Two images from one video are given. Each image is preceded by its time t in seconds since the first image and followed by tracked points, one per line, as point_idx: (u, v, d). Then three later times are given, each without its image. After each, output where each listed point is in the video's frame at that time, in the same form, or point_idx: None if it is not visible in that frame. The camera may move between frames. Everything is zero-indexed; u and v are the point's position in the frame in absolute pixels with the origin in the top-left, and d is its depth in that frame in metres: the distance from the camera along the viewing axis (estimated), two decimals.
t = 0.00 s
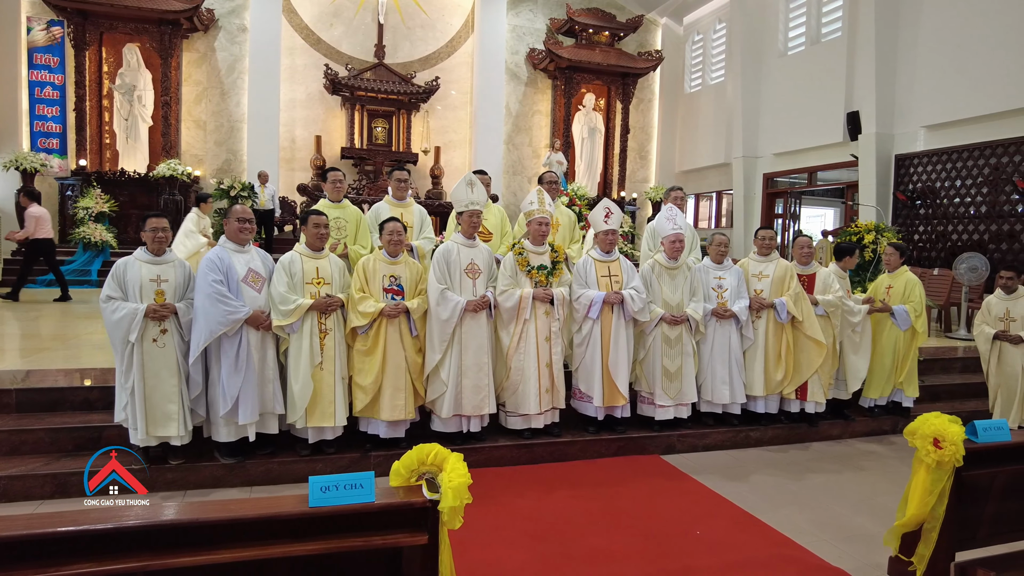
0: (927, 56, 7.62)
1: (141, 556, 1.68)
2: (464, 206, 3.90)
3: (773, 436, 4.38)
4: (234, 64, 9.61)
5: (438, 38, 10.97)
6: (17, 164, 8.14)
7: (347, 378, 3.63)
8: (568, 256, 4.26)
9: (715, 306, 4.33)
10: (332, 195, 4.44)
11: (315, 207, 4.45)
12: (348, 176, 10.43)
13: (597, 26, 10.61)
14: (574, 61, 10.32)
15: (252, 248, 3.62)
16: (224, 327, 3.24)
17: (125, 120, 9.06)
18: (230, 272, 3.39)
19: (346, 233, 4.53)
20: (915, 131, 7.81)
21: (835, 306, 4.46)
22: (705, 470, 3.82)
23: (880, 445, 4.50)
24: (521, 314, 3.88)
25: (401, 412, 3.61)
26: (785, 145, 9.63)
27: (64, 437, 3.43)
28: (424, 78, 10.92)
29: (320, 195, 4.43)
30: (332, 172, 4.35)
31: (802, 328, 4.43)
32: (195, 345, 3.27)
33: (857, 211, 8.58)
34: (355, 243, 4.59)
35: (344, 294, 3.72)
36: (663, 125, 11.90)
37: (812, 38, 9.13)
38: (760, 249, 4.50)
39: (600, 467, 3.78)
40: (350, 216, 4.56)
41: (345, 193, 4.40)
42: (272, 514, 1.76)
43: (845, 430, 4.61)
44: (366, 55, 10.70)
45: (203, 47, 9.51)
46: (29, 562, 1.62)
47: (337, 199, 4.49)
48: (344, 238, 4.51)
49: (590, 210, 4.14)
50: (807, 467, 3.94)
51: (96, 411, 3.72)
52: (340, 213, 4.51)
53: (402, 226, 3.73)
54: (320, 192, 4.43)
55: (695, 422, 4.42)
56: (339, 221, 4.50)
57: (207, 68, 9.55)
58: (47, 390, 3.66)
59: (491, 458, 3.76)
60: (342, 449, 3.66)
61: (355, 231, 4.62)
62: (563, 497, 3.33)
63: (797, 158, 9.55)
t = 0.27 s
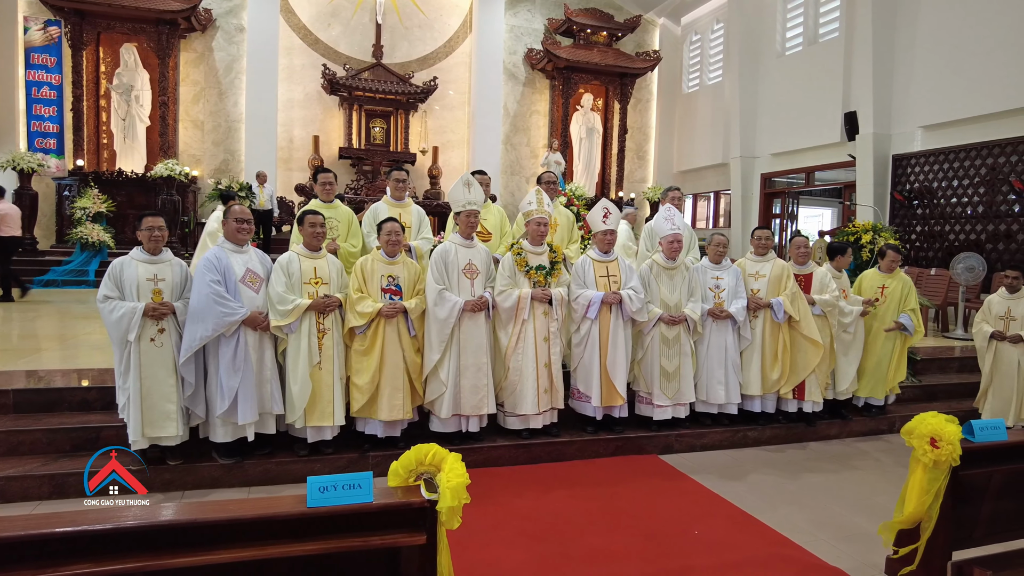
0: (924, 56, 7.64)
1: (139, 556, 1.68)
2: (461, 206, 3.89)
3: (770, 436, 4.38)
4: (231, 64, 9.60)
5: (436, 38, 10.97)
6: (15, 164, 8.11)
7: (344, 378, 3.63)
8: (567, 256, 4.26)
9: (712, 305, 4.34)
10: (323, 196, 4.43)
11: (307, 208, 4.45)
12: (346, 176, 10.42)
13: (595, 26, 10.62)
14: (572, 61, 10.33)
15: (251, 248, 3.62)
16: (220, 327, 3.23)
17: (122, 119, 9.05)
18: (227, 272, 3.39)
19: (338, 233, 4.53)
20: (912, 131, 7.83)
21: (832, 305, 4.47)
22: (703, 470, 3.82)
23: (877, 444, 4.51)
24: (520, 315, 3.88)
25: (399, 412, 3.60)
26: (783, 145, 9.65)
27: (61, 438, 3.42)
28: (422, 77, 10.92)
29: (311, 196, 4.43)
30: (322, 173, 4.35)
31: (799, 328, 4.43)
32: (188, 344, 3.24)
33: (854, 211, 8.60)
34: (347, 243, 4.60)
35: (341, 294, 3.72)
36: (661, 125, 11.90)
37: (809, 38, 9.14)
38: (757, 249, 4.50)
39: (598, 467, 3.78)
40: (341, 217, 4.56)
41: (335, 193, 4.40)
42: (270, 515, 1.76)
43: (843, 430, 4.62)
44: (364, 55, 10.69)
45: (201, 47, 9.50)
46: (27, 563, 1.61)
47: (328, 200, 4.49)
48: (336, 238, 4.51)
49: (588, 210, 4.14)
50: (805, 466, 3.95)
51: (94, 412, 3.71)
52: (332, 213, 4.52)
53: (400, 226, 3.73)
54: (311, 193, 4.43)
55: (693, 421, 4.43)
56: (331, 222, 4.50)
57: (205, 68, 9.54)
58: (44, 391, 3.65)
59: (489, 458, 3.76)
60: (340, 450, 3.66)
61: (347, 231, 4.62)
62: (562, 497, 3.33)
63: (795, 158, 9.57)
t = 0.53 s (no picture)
0: (921, 56, 7.65)
1: (137, 557, 1.68)
2: (459, 206, 3.89)
3: (769, 435, 4.39)
4: (229, 64, 9.60)
5: (434, 38, 10.97)
6: (12, 164, 8.09)
7: (342, 378, 3.63)
8: (566, 256, 4.26)
9: (710, 305, 4.35)
10: (318, 195, 4.43)
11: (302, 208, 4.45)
12: (344, 176, 10.40)
13: (593, 26, 10.62)
14: (570, 61, 10.35)
15: (249, 249, 3.62)
16: (218, 328, 3.23)
17: (120, 119, 9.03)
18: (225, 273, 3.39)
19: (334, 233, 4.53)
20: (910, 131, 7.84)
21: (829, 305, 4.47)
22: (702, 470, 3.83)
23: (875, 444, 4.51)
24: (519, 315, 3.88)
25: (398, 412, 3.60)
26: (781, 145, 9.67)
27: (59, 438, 3.42)
28: (420, 78, 10.92)
29: (307, 196, 4.42)
30: (317, 172, 4.35)
31: (796, 328, 4.44)
32: (184, 344, 3.23)
33: (852, 210, 8.61)
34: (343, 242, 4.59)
35: (339, 294, 3.72)
36: (659, 124, 11.91)
37: (807, 38, 9.15)
38: (756, 248, 4.50)
39: (596, 467, 3.78)
40: (336, 216, 4.57)
41: (330, 193, 4.40)
42: (268, 515, 1.76)
43: (841, 429, 4.62)
44: (362, 55, 10.69)
45: (199, 47, 9.49)
46: (24, 564, 1.61)
47: (323, 200, 4.49)
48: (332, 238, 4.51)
49: (587, 210, 4.15)
50: (803, 466, 3.96)
51: (92, 412, 3.71)
52: (327, 213, 4.52)
53: (397, 226, 3.72)
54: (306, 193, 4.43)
55: (691, 421, 4.43)
56: (327, 221, 4.50)
57: (203, 68, 9.53)
58: (42, 392, 3.65)
59: (488, 458, 3.76)
60: (338, 450, 3.66)
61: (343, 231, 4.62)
62: (559, 496, 3.33)
63: (793, 158, 9.58)
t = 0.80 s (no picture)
0: (919, 56, 7.66)
1: (135, 557, 1.68)
2: (457, 206, 3.90)
3: (766, 435, 4.40)
4: (227, 64, 9.58)
5: (432, 38, 10.96)
6: (9, 164, 8.07)
7: (341, 377, 3.63)
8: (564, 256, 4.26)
9: (708, 305, 4.35)
10: (317, 195, 4.43)
11: (301, 208, 4.45)
12: (342, 176, 10.39)
13: (591, 26, 10.63)
14: (568, 61, 10.34)
15: (247, 249, 3.61)
16: (216, 328, 3.23)
17: (117, 119, 9.02)
18: (223, 273, 3.38)
19: (332, 232, 4.52)
20: (907, 131, 7.85)
21: (827, 304, 4.48)
22: (700, 469, 3.83)
23: (872, 443, 4.52)
24: (516, 314, 3.88)
25: (396, 412, 3.60)
26: (779, 145, 9.68)
27: (56, 439, 3.41)
28: (418, 78, 10.91)
29: (306, 196, 4.43)
30: (316, 172, 4.35)
31: (794, 328, 4.44)
32: (181, 344, 3.22)
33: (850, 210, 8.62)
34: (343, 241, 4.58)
35: (337, 294, 3.72)
36: (657, 124, 11.91)
37: (805, 38, 9.16)
38: (753, 248, 4.51)
39: (594, 467, 3.78)
40: (335, 216, 4.56)
41: (329, 193, 4.40)
42: (266, 515, 1.76)
43: (839, 429, 4.63)
44: (360, 55, 10.68)
45: (196, 47, 9.47)
46: (20, 565, 1.60)
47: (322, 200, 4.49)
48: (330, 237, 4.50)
49: (585, 210, 4.16)
50: (801, 465, 3.96)
51: (89, 413, 3.70)
52: (326, 213, 4.51)
53: (395, 226, 3.72)
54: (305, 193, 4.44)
55: (688, 420, 4.43)
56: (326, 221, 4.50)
57: (201, 67, 9.52)
58: (39, 392, 3.64)
59: (486, 458, 3.76)
60: (336, 450, 3.66)
61: (341, 231, 4.62)
62: (558, 496, 3.33)
63: (791, 158, 9.59)
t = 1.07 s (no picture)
0: (917, 56, 7.67)
1: (133, 558, 1.67)
2: (456, 206, 3.90)
3: (765, 435, 4.40)
4: (225, 64, 9.56)
5: (431, 38, 10.96)
6: (6, 164, 8.05)
7: (340, 377, 3.63)
8: (562, 256, 4.25)
9: (706, 304, 4.35)
10: (317, 195, 4.43)
11: (301, 208, 4.45)
12: (341, 176, 10.39)
13: (589, 26, 10.64)
14: (567, 61, 10.34)
15: (245, 249, 3.61)
16: (214, 328, 3.22)
17: (115, 119, 9.01)
18: (221, 273, 3.37)
19: (332, 232, 4.51)
20: (905, 131, 7.87)
21: (825, 304, 4.48)
22: (699, 469, 3.84)
23: (871, 442, 4.53)
24: (515, 314, 3.88)
25: (395, 412, 3.60)
26: (777, 145, 9.69)
27: (54, 439, 3.40)
28: (416, 77, 10.91)
29: (306, 196, 4.44)
30: (317, 172, 4.36)
31: (792, 327, 4.45)
32: (179, 343, 3.22)
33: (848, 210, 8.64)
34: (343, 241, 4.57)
35: (336, 294, 3.72)
36: (656, 124, 11.92)
37: (803, 38, 9.17)
38: (752, 247, 4.51)
39: (593, 467, 3.78)
40: (335, 216, 4.56)
41: (329, 193, 4.41)
42: (265, 515, 1.76)
43: (837, 428, 4.64)
44: (358, 55, 10.68)
45: (194, 47, 9.46)
46: (18, 566, 1.60)
47: (322, 200, 4.49)
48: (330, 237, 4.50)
49: (583, 210, 4.16)
50: (800, 465, 3.96)
51: (87, 413, 3.70)
52: (326, 213, 4.51)
53: (394, 225, 3.72)
54: (306, 193, 4.45)
55: (687, 420, 4.44)
56: (326, 221, 4.49)
57: (199, 67, 9.51)
58: (37, 393, 3.63)
59: (485, 458, 3.76)
60: (335, 450, 3.66)
61: (342, 231, 4.61)
62: (557, 496, 3.33)
63: (789, 158, 9.60)
